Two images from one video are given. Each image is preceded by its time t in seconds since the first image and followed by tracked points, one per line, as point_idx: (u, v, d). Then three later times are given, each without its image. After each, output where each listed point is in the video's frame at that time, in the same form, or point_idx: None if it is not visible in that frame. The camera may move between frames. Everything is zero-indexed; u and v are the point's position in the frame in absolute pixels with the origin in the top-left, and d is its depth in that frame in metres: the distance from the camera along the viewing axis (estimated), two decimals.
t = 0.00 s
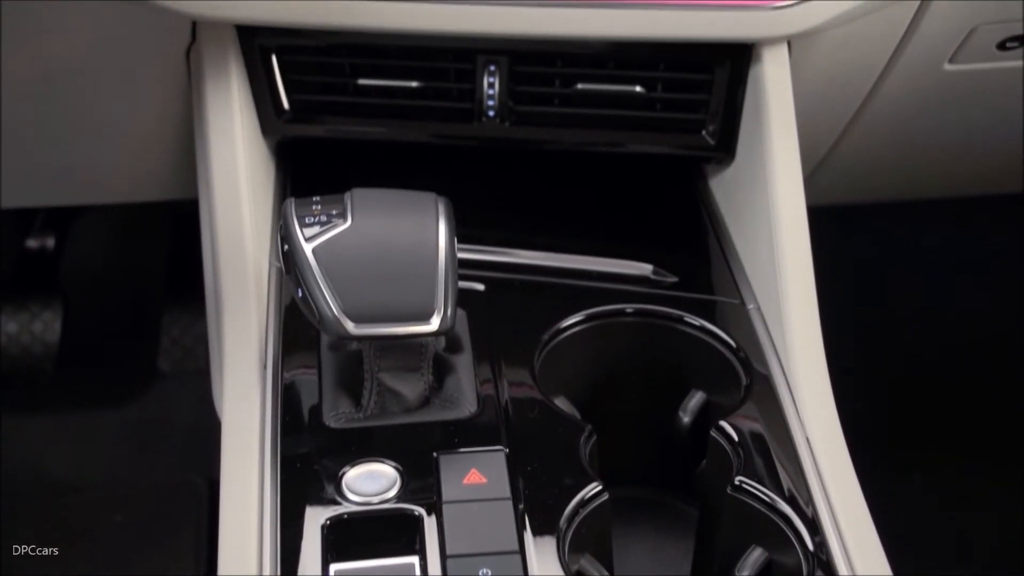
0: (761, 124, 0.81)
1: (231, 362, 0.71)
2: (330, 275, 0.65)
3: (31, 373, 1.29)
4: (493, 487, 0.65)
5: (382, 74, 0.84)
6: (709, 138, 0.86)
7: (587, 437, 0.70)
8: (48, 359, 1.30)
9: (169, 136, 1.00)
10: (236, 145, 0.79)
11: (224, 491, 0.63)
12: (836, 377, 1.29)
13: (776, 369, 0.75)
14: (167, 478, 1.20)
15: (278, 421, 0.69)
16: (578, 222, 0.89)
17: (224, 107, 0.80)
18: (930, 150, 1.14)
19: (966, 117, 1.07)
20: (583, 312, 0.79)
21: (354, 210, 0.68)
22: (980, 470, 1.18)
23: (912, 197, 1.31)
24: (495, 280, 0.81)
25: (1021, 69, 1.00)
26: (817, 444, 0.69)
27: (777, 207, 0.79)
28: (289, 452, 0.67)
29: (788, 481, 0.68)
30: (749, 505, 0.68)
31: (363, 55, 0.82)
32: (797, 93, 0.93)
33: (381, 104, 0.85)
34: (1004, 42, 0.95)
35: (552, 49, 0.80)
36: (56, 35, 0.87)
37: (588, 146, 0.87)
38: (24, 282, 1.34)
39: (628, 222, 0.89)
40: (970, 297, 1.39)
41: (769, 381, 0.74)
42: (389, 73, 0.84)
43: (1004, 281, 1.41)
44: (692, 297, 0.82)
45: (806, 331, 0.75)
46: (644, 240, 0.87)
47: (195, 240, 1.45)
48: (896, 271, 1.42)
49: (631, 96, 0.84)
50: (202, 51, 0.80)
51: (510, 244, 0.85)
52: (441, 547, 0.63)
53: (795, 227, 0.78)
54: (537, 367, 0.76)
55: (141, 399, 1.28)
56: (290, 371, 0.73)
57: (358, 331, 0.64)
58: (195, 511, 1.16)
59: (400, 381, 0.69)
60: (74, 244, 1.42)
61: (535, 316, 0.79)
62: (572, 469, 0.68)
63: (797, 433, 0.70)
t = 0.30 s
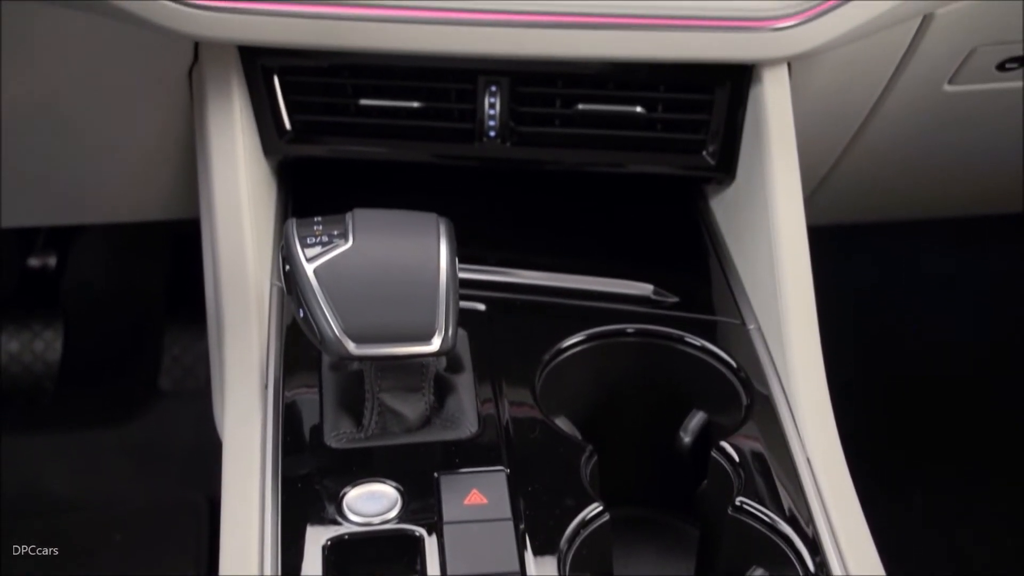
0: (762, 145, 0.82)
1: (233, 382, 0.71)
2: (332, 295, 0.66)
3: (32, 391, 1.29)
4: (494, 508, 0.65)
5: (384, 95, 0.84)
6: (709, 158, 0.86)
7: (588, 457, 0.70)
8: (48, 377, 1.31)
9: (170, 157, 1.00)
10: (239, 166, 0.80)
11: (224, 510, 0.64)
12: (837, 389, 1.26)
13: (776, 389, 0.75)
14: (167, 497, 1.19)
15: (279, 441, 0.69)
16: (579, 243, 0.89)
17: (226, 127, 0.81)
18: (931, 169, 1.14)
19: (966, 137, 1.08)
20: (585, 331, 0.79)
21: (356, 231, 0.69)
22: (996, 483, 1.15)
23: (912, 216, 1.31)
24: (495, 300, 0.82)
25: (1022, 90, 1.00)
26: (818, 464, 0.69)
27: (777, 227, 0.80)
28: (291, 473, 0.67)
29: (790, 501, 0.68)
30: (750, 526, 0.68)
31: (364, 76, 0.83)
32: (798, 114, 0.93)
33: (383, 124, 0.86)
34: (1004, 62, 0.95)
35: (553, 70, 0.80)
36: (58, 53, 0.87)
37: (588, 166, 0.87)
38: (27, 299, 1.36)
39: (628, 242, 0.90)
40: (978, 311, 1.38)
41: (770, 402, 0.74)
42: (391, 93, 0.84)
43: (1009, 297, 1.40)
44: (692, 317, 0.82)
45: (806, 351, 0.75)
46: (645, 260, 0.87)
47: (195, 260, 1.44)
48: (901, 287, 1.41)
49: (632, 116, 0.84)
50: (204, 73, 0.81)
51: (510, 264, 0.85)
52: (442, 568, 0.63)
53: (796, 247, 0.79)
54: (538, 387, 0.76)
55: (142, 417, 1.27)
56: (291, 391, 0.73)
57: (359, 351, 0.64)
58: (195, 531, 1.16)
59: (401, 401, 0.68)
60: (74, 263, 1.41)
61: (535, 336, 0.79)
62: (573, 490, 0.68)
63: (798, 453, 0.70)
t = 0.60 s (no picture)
0: (762, 163, 0.82)
1: (235, 400, 0.71)
2: (334, 313, 0.66)
3: (34, 408, 1.29)
4: (496, 526, 0.65)
5: (386, 112, 0.84)
6: (711, 176, 0.86)
7: (589, 475, 0.70)
8: (50, 394, 1.31)
9: (173, 175, 1.01)
10: (241, 184, 0.80)
11: (225, 527, 0.64)
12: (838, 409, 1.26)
13: (777, 407, 0.75)
14: (168, 513, 1.18)
15: (280, 459, 0.69)
16: (580, 260, 0.90)
17: (228, 145, 0.81)
18: (931, 186, 1.14)
19: (966, 155, 1.08)
20: (586, 349, 0.80)
21: (358, 248, 0.69)
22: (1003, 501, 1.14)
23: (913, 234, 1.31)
24: (497, 317, 0.82)
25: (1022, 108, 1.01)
26: (819, 482, 0.69)
27: (778, 245, 0.80)
28: (292, 491, 0.67)
29: (791, 519, 0.68)
30: (752, 544, 0.68)
31: (366, 94, 0.83)
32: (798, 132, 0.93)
33: (384, 142, 0.86)
34: (1004, 81, 0.96)
35: (554, 88, 0.81)
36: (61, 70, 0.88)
37: (590, 184, 0.88)
38: (30, 318, 1.37)
39: (629, 260, 0.90)
40: (980, 328, 1.38)
41: (771, 419, 0.74)
42: (392, 111, 0.84)
43: (1011, 314, 1.40)
44: (693, 334, 0.82)
45: (807, 368, 0.75)
46: (646, 278, 0.88)
47: (197, 277, 1.43)
48: (903, 305, 1.41)
49: (632, 134, 0.85)
50: (207, 91, 0.82)
51: (512, 281, 0.85)
52: None
53: (797, 264, 0.79)
54: (539, 405, 0.76)
55: (144, 433, 1.27)
56: (292, 408, 0.73)
57: (361, 369, 0.65)
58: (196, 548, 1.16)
59: (402, 419, 0.68)
60: (75, 279, 1.40)
61: (536, 354, 0.79)
62: (574, 508, 0.68)
63: (799, 471, 0.70)
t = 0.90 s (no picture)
0: (762, 180, 0.82)
1: (236, 417, 0.71)
2: (337, 330, 0.66)
3: (37, 425, 1.29)
4: (498, 543, 0.65)
5: (388, 130, 0.85)
6: (712, 193, 0.87)
7: (591, 493, 0.70)
8: (52, 410, 1.30)
9: (176, 191, 1.01)
10: (243, 201, 0.81)
11: (226, 545, 0.64)
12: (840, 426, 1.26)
13: (779, 425, 0.75)
14: (169, 529, 1.17)
15: (282, 476, 0.69)
16: (582, 277, 0.90)
17: (231, 162, 0.81)
18: (933, 204, 1.15)
19: (967, 173, 1.08)
20: (588, 366, 0.80)
21: (361, 266, 0.69)
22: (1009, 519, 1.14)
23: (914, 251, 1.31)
24: (498, 334, 0.82)
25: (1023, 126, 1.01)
26: (821, 501, 0.69)
27: (779, 263, 0.80)
28: (294, 509, 0.67)
29: (793, 537, 0.68)
30: (754, 562, 0.68)
31: (369, 111, 0.84)
32: (799, 150, 0.94)
33: (387, 159, 0.87)
34: (1004, 99, 0.96)
35: (555, 106, 0.81)
36: (66, 86, 0.88)
37: (591, 201, 0.88)
38: (31, 334, 1.35)
39: (631, 276, 0.90)
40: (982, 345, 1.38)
41: (773, 436, 0.74)
42: (395, 129, 0.85)
43: (1013, 331, 1.40)
44: (695, 351, 0.82)
45: (809, 386, 0.75)
46: (647, 295, 0.88)
47: (200, 293, 1.44)
48: (905, 322, 1.41)
49: (634, 152, 0.85)
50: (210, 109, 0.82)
51: (514, 299, 0.86)
52: None
53: (798, 281, 0.79)
54: (541, 422, 0.76)
55: (145, 450, 1.27)
56: (294, 425, 0.73)
57: (363, 386, 0.65)
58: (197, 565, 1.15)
59: (404, 436, 0.69)
60: (79, 294, 1.41)
61: (538, 371, 0.79)
62: (576, 526, 0.68)
63: (800, 489, 0.70)
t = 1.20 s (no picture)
0: (762, 201, 0.83)
1: (236, 438, 0.71)
2: (337, 351, 0.66)
3: (37, 443, 1.28)
4: (498, 564, 0.64)
5: (389, 150, 0.85)
6: (712, 213, 0.87)
7: (591, 513, 0.70)
8: (53, 428, 1.30)
9: (178, 209, 1.01)
10: (244, 222, 0.81)
11: (227, 566, 0.64)
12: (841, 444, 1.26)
13: (779, 444, 0.75)
14: (169, 548, 1.16)
15: (282, 497, 0.69)
16: (583, 297, 0.90)
17: (233, 183, 0.82)
18: (933, 223, 1.15)
19: (967, 193, 1.09)
20: (588, 387, 0.80)
21: (361, 286, 0.70)
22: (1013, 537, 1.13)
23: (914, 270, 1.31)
24: (499, 354, 0.83)
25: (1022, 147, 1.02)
26: (821, 521, 0.69)
27: (779, 283, 0.80)
28: (293, 529, 0.67)
29: (793, 557, 0.68)
30: None
31: (371, 132, 0.84)
32: (799, 170, 0.94)
33: (388, 180, 0.87)
34: (1004, 120, 0.97)
35: (555, 126, 0.82)
36: (68, 106, 0.89)
37: (591, 221, 0.88)
38: (31, 352, 1.36)
39: (631, 296, 0.91)
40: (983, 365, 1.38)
41: (773, 456, 0.74)
42: (396, 149, 0.85)
43: (1013, 350, 1.40)
44: (695, 371, 0.82)
45: (809, 406, 0.75)
46: (647, 314, 0.88)
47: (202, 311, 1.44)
48: (906, 341, 1.41)
49: (633, 172, 0.85)
50: (212, 129, 0.83)
51: (515, 318, 0.86)
52: None
53: (798, 302, 0.79)
54: (542, 442, 0.76)
55: (146, 468, 1.26)
56: (295, 445, 0.74)
57: (363, 407, 0.65)
58: None
59: (404, 457, 0.69)
60: (81, 312, 1.41)
61: (538, 390, 0.79)
62: (576, 546, 0.68)
63: (801, 509, 0.70)
